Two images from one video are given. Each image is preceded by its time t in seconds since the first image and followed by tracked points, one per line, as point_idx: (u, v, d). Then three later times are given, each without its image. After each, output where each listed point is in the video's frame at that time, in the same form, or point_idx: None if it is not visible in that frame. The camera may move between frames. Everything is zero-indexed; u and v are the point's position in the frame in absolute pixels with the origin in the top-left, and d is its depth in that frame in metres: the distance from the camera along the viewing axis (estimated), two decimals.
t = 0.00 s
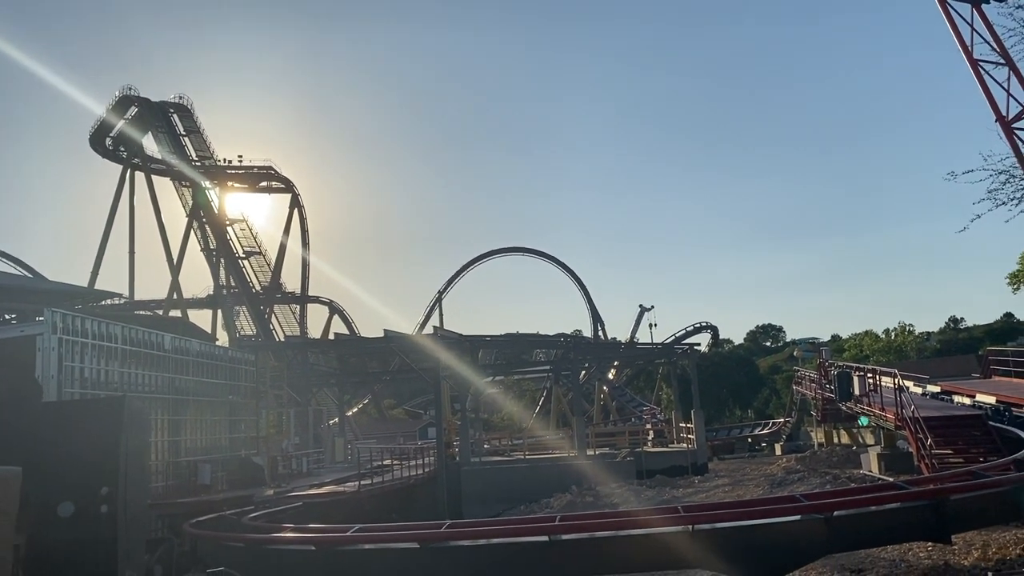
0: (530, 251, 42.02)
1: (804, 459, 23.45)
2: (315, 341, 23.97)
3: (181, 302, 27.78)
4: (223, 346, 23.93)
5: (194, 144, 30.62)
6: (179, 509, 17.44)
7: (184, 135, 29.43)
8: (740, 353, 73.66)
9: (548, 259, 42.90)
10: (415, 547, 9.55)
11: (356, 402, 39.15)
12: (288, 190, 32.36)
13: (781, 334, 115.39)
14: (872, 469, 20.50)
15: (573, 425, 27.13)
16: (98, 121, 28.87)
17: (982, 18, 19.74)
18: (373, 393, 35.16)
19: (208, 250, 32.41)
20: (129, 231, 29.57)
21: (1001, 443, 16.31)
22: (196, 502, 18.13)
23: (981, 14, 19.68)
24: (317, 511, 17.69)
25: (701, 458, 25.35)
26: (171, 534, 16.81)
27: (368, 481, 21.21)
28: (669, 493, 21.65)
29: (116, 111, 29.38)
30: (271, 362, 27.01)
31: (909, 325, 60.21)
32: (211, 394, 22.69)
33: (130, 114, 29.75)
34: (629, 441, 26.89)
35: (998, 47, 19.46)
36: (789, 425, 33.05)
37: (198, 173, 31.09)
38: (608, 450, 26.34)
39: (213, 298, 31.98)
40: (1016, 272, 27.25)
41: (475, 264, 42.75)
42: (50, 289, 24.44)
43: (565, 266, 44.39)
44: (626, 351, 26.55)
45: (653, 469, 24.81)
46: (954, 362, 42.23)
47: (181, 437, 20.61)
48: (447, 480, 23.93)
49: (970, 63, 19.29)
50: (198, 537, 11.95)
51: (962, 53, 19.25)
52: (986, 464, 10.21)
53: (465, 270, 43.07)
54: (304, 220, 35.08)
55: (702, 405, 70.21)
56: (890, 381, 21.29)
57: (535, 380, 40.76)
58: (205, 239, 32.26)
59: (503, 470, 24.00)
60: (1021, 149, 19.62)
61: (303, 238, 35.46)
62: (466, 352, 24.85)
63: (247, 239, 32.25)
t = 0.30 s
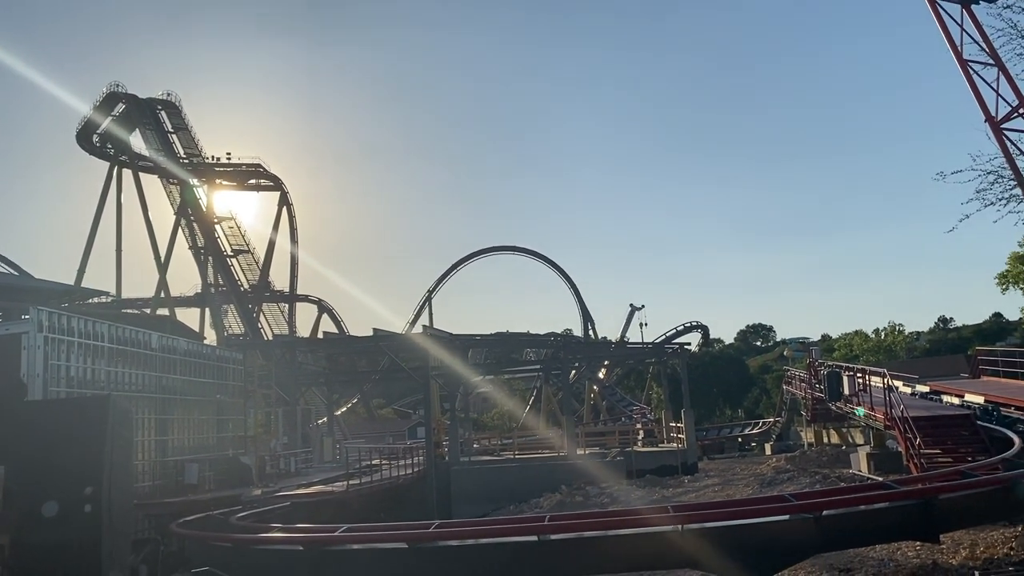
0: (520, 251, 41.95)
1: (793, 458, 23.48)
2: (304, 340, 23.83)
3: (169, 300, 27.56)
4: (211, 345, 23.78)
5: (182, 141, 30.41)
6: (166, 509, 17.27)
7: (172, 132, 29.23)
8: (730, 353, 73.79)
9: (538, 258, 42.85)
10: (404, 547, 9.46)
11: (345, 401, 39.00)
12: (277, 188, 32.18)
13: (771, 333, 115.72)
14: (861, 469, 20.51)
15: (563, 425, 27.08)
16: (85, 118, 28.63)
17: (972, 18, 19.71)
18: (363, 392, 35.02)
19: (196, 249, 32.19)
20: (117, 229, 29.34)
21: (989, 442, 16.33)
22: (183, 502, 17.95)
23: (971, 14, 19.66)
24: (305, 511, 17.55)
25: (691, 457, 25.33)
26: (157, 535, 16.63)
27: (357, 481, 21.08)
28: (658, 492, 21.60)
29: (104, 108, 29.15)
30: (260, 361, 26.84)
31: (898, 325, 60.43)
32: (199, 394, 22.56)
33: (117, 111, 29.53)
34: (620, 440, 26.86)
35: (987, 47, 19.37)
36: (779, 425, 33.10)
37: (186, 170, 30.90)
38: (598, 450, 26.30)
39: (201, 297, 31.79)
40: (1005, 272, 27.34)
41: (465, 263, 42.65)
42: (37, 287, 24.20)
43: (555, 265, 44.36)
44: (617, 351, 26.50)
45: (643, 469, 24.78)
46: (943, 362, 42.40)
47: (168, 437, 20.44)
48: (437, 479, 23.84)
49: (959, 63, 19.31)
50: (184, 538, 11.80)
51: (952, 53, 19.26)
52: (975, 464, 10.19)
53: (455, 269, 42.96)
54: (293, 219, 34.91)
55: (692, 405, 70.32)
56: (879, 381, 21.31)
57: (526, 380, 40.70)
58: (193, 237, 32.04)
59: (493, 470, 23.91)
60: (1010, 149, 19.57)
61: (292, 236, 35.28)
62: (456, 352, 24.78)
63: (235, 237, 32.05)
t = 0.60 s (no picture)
0: (509, 253, 41.96)
1: (782, 460, 23.55)
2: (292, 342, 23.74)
3: (156, 303, 27.40)
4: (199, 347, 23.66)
5: (169, 143, 30.24)
6: (154, 512, 17.14)
7: (160, 134, 29.06)
8: (719, 355, 74.01)
9: (528, 260, 42.87)
10: (393, 550, 9.42)
11: (334, 403, 38.90)
12: (265, 190, 32.06)
13: (759, 334, 116.12)
14: (849, 470, 20.59)
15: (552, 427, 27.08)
16: (71, 119, 28.43)
17: (958, 22, 19.82)
18: (351, 395, 34.92)
19: (184, 251, 32.01)
20: (104, 231, 29.16)
21: (975, 444, 16.41)
22: (170, 506, 17.81)
23: (957, 19, 19.76)
24: (293, 514, 17.44)
25: (680, 459, 25.38)
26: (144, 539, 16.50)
27: (346, 484, 21.01)
28: (647, 495, 21.61)
29: (91, 109, 28.96)
30: (248, 363, 26.71)
31: (886, 327, 60.74)
32: (187, 397, 22.45)
33: (104, 113, 29.35)
34: (609, 442, 26.89)
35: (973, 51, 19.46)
36: (767, 426, 33.21)
37: (174, 172, 30.73)
38: (588, 452, 26.31)
39: (189, 299, 31.63)
40: (991, 275, 27.53)
41: (454, 265, 42.62)
42: (23, 289, 24.01)
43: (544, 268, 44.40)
44: (606, 353, 26.51)
45: (632, 471, 24.78)
46: (930, 364, 42.66)
47: (155, 440, 20.31)
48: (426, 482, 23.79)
49: (946, 67, 19.42)
50: (171, 542, 11.72)
51: (938, 57, 19.38)
52: (961, 465, 10.26)
53: (444, 271, 42.90)
54: (282, 221, 34.79)
55: (681, 406, 70.47)
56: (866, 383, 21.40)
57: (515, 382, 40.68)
58: (180, 239, 31.87)
59: (482, 472, 23.87)
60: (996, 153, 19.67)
61: (280, 238, 35.15)
62: (445, 354, 24.75)
63: (224, 239, 31.90)
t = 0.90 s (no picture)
0: (499, 256, 41.97)
1: (771, 463, 23.63)
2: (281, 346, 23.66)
3: (144, 307, 27.26)
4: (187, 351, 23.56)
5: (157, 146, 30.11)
6: (142, 518, 17.03)
7: (148, 137, 28.94)
8: (708, 358, 74.23)
9: (517, 263, 42.88)
10: (382, 555, 9.39)
11: (323, 407, 38.81)
12: (254, 193, 31.96)
13: (748, 337, 116.55)
14: (837, 473, 20.67)
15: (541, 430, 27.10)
16: (58, 123, 28.29)
17: (943, 27, 19.96)
18: (341, 399, 34.83)
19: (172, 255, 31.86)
20: (91, 235, 28.99)
21: (962, 446, 16.51)
22: (158, 511, 17.71)
23: (942, 24, 19.91)
24: (281, 518, 17.36)
25: (670, 462, 25.44)
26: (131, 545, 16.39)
27: (335, 488, 20.95)
28: (636, 498, 21.65)
29: (78, 113, 28.81)
30: (237, 367, 26.61)
31: (874, 330, 61.03)
32: (175, 402, 22.37)
33: (91, 116, 29.20)
34: (599, 445, 26.92)
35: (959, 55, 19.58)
36: (756, 429, 33.32)
37: (162, 176, 30.60)
38: (578, 455, 26.33)
39: (177, 303, 31.50)
40: (978, 278, 27.71)
41: (443, 268, 42.59)
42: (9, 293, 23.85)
43: (534, 271, 44.43)
44: (595, 356, 26.53)
45: (621, 474, 24.83)
46: (917, 366, 42.90)
47: (143, 445, 20.21)
48: (415, 486, 23.74)
49: (932, 72, 19.55)
50: (159, 548, 11.66)
51: (925, 61, 19.52)
52: (948, 468, 10.32)
53: (434, 275, 42.85)
54: (270, 224, 34.69)
55: (671, 409, 70.63)
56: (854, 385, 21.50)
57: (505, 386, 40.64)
58: (168, 243, 31.72)
59: (472, 476, 23.84)
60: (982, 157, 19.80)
61: (269, 242, 35.05)
62: (434, 358, 24.73)
63: (212, 243, 31.78)
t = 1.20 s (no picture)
0: (488, 261, 42.03)
1: (760, 465, 23.71)
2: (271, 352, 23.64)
3: (133, 313, 27.17)
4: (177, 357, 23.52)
5: (146, 152, 30.06)
6: (133, 524, 16.98)
7: (137, 143, 28.88)
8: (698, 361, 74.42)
9: (507, 268, 42.95)
10: (372, 560, 9.40)
11: (313, 413, 38.73)
12: (244, 199, 31.93)
13: (739, 340, 116.88)
14: (827, 475, 20.77)
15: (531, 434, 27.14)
16: (46, 129, 28.22)
17: (928, 32, 20.14)
18: (331, 404, 34.78)
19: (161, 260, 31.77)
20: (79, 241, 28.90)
21: (950, 447, 16.62)
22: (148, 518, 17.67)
23: (927, 29, 20.08)
24: (272, 524, 17.35)
25: (660, 465, 25.53)
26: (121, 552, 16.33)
27: (325, 494, 20.94)
28: (626, 501, 21.71)
29: (66, 119, 28.73)
30: (226, 373, 26.55)
31: (862, 333, 61.32)
32: (166, 408, 22.36)
33: (80, 122, 29.13)
34: (589, 449, 26.98)
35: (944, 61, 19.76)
36: (745, 432, 33.46)
37: (151, 181, 30.54)
38: (568, 459, 26.38)
39: (166, 309, 31.42)
40: (964, 280, 27.92)
41: (433, 273, 42.62)
42: None
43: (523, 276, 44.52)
44: (586, 360, 26.60)
45: (612, 477, 24.89)
46: (906, 368, 43.11)
47: (133, 451, 20.18)
48: (406, 490, 23.73)
49: (917, 76, 19.71)
50: (148, 554, 11.67)
51: (910, 66, 19.70)
52: (935, 469, 10.42)
53: (423, 279, 42.86)
54: (260, 230, 34.66)
55: (661, 412, 70.75)
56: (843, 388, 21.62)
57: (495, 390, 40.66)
58: (158, 249, 31.64)
59: (463, 481, 23.85)
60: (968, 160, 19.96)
61: (259, 247, 35.01)
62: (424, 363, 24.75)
63: (201, 248, 31.70)
